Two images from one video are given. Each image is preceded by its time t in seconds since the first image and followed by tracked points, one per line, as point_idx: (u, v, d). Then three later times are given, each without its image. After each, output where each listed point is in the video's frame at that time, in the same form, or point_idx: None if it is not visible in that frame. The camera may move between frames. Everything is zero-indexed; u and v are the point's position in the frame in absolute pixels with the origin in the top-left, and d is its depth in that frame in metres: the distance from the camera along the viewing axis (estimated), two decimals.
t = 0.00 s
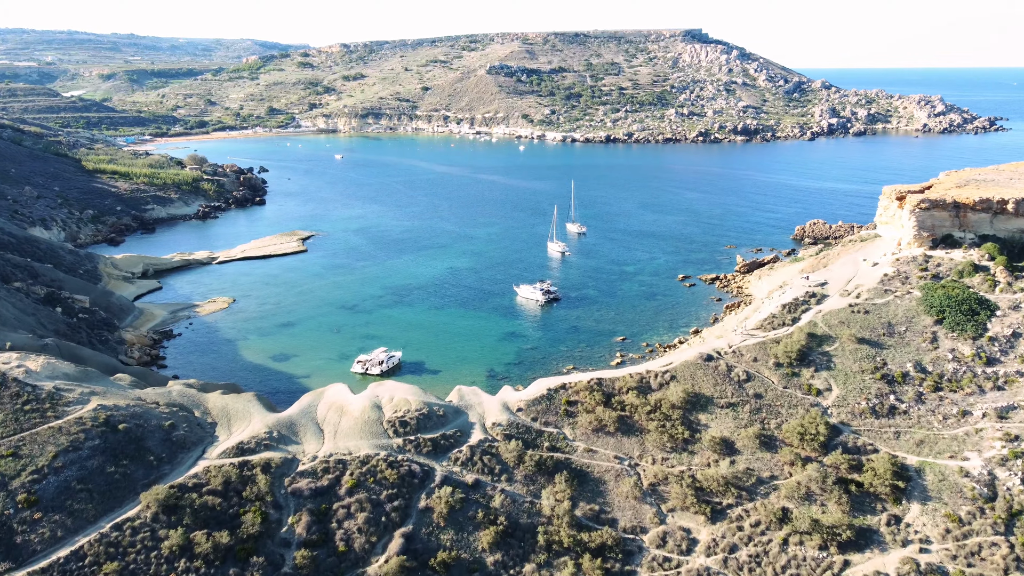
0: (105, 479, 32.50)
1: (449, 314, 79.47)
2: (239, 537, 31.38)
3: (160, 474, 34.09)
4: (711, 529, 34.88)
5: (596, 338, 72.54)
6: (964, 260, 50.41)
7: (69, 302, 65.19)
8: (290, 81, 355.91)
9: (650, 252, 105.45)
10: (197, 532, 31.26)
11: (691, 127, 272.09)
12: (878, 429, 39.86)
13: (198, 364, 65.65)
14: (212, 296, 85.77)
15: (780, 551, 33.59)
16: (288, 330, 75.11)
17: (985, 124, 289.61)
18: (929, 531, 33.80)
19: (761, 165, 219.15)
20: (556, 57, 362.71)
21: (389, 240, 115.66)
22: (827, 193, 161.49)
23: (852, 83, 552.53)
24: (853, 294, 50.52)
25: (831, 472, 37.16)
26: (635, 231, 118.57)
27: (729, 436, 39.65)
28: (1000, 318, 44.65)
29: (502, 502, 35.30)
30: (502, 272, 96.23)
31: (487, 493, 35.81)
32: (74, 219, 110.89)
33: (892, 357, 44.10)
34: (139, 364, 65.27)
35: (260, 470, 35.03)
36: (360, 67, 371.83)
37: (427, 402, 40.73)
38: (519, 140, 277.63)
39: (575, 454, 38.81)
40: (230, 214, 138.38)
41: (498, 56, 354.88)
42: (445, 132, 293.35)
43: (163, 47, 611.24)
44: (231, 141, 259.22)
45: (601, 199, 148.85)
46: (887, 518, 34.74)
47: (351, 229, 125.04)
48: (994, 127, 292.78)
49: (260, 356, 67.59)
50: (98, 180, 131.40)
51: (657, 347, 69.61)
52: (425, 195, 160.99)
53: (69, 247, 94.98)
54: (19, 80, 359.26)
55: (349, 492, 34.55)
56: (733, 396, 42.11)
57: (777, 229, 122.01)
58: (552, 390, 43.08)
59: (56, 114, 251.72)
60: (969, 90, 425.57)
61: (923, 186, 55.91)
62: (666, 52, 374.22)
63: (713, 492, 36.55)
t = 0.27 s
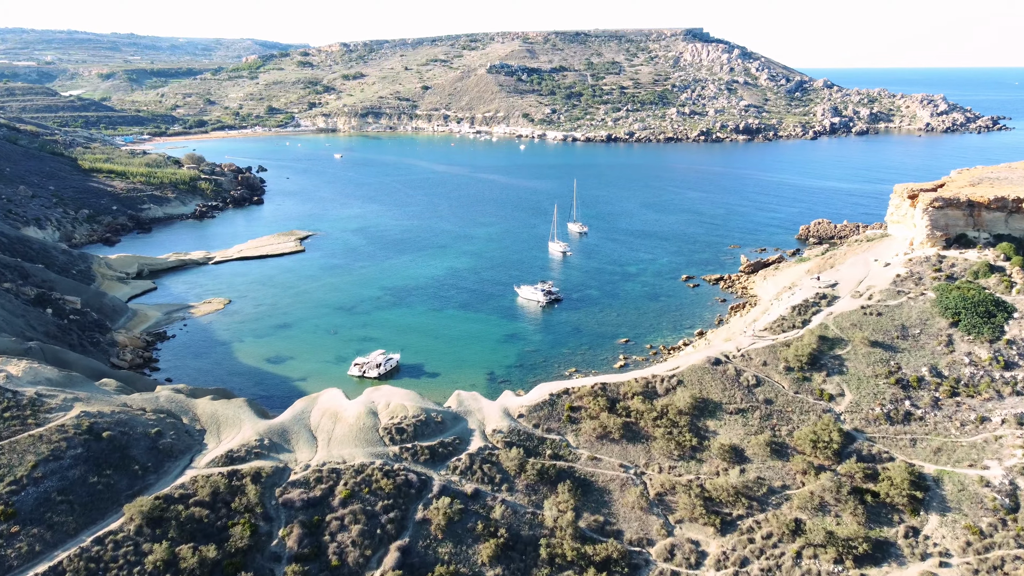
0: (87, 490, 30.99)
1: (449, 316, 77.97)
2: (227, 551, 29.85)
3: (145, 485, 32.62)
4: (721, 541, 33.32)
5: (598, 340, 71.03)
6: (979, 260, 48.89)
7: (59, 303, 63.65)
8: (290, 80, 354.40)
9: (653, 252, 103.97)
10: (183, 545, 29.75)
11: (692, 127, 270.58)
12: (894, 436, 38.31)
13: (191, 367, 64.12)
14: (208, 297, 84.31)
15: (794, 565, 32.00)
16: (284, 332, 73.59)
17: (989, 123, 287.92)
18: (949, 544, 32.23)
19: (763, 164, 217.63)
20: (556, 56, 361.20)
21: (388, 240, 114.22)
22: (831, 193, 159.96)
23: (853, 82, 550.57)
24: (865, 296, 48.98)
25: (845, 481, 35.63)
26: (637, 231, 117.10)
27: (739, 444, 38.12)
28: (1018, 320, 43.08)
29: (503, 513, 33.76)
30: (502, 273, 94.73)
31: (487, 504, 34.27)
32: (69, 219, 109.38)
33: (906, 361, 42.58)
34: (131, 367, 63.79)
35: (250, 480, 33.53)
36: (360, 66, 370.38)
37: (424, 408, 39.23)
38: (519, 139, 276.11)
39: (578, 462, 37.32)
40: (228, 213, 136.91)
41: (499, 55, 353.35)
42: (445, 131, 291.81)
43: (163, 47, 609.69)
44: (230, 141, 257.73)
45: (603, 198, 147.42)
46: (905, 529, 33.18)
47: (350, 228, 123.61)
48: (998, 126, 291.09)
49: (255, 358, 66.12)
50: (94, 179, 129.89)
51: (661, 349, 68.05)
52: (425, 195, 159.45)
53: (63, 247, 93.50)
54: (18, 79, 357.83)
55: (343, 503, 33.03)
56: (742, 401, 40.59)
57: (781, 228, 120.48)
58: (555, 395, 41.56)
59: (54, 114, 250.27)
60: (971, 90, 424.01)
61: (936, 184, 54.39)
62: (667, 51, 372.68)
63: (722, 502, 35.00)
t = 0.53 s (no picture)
0: (67, 502, 29.45)
1: (448, 317, 76.47)
2: (213, 567, 28.34)
3: (129, 496, 31.14)
4: (732, 555, 31.76)
5: (601, 342, 69.51)
6: (995, 261, 47.32)
7: (50, 305, 62.09)
8: (290, 79, 352.92)
9: (656, 252, 102.45)
10: (167, 561, 28.23)
11: (694, 126, 269.01)
12: (910, 444, 36.74)
13: (184, 371, 62.65)
14: (203, 298, 82.84)
15: None
16: (281, 334, 72.11)
17: (992, 122, 286.26)
18: (971, 559, 30.66)
19: (766, 163, 216.14)
20: (557, 55, 359.65)
21: (387, 240, 112.78)
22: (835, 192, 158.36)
23: (855, 81, 548.36)
24: (877, 298, 47.46)
25: (862, 492, 34.06)
26: (640, 231, 115.62)
27: (750, 452, 36.59)
28: None
29: (504, 526, 32.24)
30: (503, 273, 93.21)
31: (487, 516, 32.74)
32: (64, 219, 107.97)
33: (922, 366, 41.00)
34: (124, 370, 62.37)
35: (239, 491, 32.00)
36: (360, 65, 368.93)
37: (422, 415, 37.77)
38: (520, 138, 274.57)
39: (582, 471, 35.79)
40: (226, 213, 135.46)
41: (499, 54, 351.91)
42: (446, 130, 290.30)
43: (163, 46, 608.50)
44: (229, 140, 256.40)
45: (605, 198, 146.03)
46: (925, 543, 31.62)
47: (349, 228, 122.19)
48: (1001, 125, 289.35)
49: (251, 361, 64.66)
50: (90, 178, 128.46)
51: (666, 351, 66.51)
52: (425, 194, 158.01)
53: (57, 247, 92.07)
54: (17, 79, 356.65)
55: (336, 515, 31.50)
56: (752, 407, 39.08)
57: (785, 228, 118.93)
58: (557, 401, 40.03)
59: (53, 113, 249.03)
60: (974, 89, 422.39)
61: (950, 183, 52.86)
62: (668, 50, 371.09)
63: (733, 513, 33.47)
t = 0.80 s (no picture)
0: (45, 515, 27.88)
1: (448, 318, 74.97)
2: None
3: (111, 509, 29.62)
4: (744, 570, 30.19)
5: (604, 343, 67.95)
6: (1013, 260, 45.76)
7: (40, 306, 60.37)
8: (289, 78, 351.35)
9: (659, 252, 100.93)
10: None
11: (696, 124, 267.41)
12: (928, 453, 35.18)
13: (177, 374, 61.21)
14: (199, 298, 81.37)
15: None
16: (277, 335, 70.64)
17: (995, 120, 284.67)
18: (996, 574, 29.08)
19: (768, 162, 214.61)
20: (558, 54, 358.01)
21: (387, 239, 111.29)
22: (839, 191, 156.79)
23: (857, 80, 546.10)
24: (891, 299, 45.90)
25: (879, 503, 32.52)
26: (643, 230, 114.10)
27: (761, 461, 35.05)
28: None
29: (505, 539, 30.72)
30: (503, 273, 91.71)
31: (487, 528, 31.24)
32: (59, 217, 106.49)
33: (939, 370, 39.41)
34: (115, 373, 60.88)
35: (227, 503, 30.46)
36: (360, 63, 367.28)
37: (419, 421, 36.29)
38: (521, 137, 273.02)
39: (586, 481, 34.27)
40: (223, 211, 134.00)
41: (500, 53, 350.35)
42: (446, 129, 288.71)
43: (163, 45, 607.07)
44: (229, 139, 254.90)
45: (607, 196, 144.62)
46: (946, 557, 30.08)
47: (348, 227, 120.71)
48: (1005, 123, 287.70)
49: (245, 363, 63.21)
50: (86, 177, 127.01)
51: (670, 353, 64.92)
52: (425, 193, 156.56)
53: (50, 247, 90.62)
54: (16, 77, 355.41)
55: (329, 529, 29.98)
56: (763, 414, 37.55)
57: (790, 227, 117.38)
58: (560, 407, 38.49)
59: (51, 111, 247.58)
60: (976, 88, 420.72)
61: (965, 180, 51.35)
62: (669, 48, 369.39)
63: (745, 526, 31.95)
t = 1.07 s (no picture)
0: (20, 530, 26.35)
1: (447, 319, 73.44)
2: None
3: (90, 523, 28.14)
4: None
5: (606, 345, 66.41)
6: None
7: (28, 306, 58.11)
8: (289, 76, 349.56)
9: (662, 251, 99.38)
10: None
11: (697, 123, 265.67)
12: (948, 462, 33.57)
13: (170, 377, 59.71)
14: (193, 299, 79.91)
15: None
16: (272, 337, 69.18)
17: (998, 119, 282.77)
18: None
19: (771, 160, 212.88)
20: (558, 52, 356.27)
21: (385, 238, 109.82)
22: (842, 189, 155.17)
23: (858, 79, 543.65)
24: (906, 301, 44.30)
25: (897, 516, 30.93)
26: (645, 229, 112.56)
27: (773, 471, 33.50)
28: None
29: (505, 554, 29.22)
30: (503, 273, 90.14)
31: (487, 542, 29.74)
32: (53, 216, 104.95)
33: (957, 374, 37.80)
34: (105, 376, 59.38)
35: (213, 516, 28.93)
36: (359, 62, 365.55)
37: (416, 429, 34.78)
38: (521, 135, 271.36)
39: (591, 492, 32.75)
40: (220, 210, 132.50)
41: (500, 51, 348.59)
42: (446, 128, 287.01)
43: (162, 44, 604.88)
44: (227, 137, 253.14)
45: (609, 195, 143.07)
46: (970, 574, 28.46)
47: (346, 226, 119.21)
48: (1008, 122, 285.87)
49: (239, 366, 61.79)
50: (82, 176, 125.44)
51: (675, 355, 63.38)
52: (425, 192, 155.11)
53: (43, 246, 89.10)
54: (15, 76, 353.83)
55: (320, 544, 28.46)
56: (775, 421, 36.01)
57: (794, 226, 115.76)
58: (563, 413, 36.94)
59: (48, 109, 245.91)
60: (978, 87, 418.80)
61: (980, 177, 49.78)
62: (670, 47, 367.50)
63: (757, 540, 30.41)
